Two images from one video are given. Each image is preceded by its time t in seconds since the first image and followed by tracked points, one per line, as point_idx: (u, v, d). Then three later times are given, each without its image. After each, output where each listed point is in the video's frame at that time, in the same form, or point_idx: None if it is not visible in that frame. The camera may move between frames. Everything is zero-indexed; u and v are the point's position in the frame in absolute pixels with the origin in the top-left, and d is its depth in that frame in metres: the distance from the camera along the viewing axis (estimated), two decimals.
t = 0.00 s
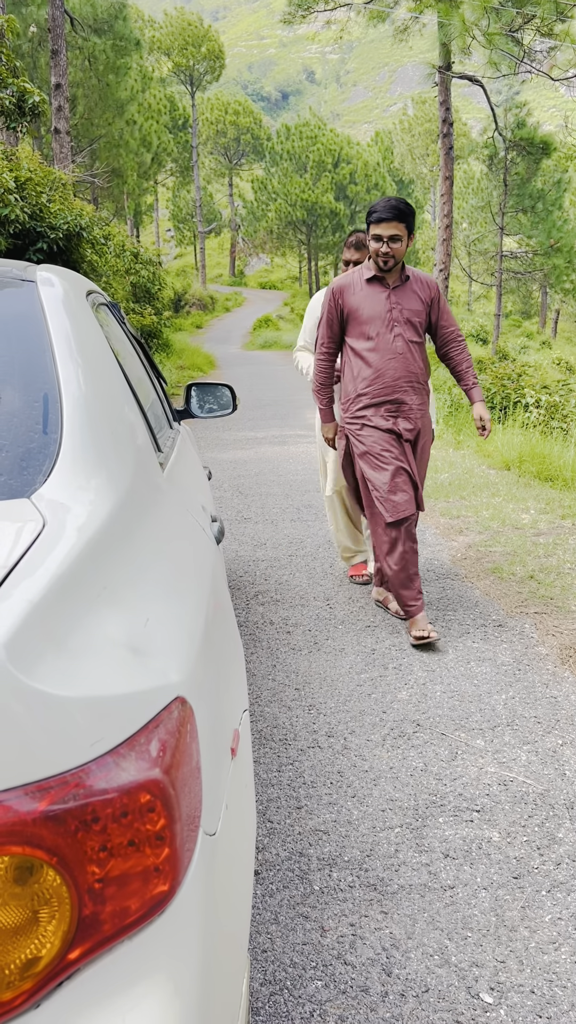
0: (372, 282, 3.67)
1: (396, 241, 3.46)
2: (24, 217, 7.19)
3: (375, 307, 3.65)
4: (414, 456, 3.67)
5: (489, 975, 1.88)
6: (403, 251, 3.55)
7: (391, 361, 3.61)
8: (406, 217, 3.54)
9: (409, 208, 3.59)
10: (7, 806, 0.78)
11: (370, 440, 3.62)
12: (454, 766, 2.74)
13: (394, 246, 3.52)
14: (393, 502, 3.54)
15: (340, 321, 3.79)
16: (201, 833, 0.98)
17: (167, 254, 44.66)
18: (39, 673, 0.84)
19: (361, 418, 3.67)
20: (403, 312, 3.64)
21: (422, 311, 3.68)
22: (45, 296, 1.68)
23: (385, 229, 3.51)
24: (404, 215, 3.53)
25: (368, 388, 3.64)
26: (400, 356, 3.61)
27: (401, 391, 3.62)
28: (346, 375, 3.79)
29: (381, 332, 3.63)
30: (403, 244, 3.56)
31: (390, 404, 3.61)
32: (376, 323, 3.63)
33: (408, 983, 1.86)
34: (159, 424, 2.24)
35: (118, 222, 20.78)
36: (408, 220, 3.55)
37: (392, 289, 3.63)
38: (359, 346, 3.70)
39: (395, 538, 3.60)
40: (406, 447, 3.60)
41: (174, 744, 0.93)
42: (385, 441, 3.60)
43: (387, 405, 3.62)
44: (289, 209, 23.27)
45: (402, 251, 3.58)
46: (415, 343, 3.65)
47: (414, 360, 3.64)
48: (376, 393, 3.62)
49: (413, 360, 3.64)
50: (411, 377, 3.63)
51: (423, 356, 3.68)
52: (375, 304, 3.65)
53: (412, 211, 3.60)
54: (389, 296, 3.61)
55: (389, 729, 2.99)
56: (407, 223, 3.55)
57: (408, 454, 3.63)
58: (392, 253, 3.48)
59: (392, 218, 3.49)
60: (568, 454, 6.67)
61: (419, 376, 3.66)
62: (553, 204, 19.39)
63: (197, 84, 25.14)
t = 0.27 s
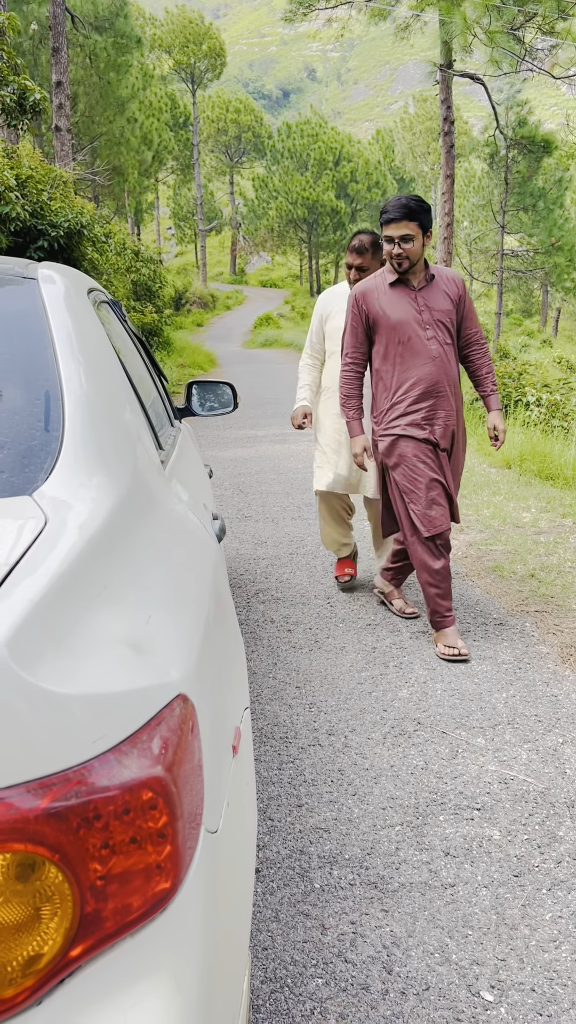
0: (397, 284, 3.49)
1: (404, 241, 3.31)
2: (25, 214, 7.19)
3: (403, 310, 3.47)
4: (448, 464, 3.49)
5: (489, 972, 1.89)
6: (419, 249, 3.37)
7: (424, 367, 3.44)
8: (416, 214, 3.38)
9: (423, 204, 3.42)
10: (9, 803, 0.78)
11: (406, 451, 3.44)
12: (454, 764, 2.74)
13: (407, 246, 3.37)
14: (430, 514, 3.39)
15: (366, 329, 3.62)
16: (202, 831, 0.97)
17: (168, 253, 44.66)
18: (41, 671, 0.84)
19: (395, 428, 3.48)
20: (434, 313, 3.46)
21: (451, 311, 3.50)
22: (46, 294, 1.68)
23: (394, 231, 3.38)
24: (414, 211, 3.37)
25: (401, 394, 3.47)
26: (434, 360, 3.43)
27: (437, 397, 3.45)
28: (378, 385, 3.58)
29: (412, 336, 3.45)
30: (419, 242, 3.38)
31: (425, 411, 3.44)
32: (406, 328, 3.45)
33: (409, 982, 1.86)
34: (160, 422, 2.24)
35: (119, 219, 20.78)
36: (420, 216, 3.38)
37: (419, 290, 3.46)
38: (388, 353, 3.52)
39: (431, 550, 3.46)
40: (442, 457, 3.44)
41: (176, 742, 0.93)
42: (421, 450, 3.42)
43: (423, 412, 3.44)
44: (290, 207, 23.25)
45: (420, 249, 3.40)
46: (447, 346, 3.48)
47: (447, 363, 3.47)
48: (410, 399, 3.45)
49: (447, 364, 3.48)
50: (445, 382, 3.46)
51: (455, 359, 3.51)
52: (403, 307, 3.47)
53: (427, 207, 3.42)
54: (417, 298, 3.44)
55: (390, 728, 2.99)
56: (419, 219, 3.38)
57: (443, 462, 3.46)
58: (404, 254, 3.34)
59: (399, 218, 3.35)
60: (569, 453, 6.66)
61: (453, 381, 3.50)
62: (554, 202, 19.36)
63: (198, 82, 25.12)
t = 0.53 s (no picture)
0: (419, 276, 3.34)
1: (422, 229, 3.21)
2: (25, 212, 7.18)
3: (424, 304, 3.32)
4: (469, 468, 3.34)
5: (490, 970, 1.89)
6: (438, 239, 3.25)
7: (444, 365, 3.30)
8: (436, 202, 3.27)
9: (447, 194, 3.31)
10: (13, 801, 0.79)
11: (421, 454, 3.34)
12: (455, 763, 2.74)
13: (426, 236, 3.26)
14: (434, 521, 3.35)
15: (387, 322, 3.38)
16: (206, 828, 0.98)
17: (169, 251, 44.69)
18: (46, 669, 0.84)
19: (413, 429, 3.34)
20: (457, 308, 3.32)
21: (475, 306, 3.37)
22: (49, 291, 1.68)
23: (412, 220, 3.29)
24: (434, 200, 3.26)
25: (418, 393, 3.33)
26: (456, 358, 3.30)
27: (456, 397, 3.32)
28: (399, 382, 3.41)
29: (434, 333, 3.31)
30: (439, 231, 3.26)
31: (444, 412, 3.31)
32: (429, 323, 3.31)
33: (410, 979, 1.86)
34: (161, 420, 2.24)
35: (119, 218, 20.75)
36: (440, 205, 3.27)
37: (443, 283, 3.31)
38: (409, 350, 3.36)
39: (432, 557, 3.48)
40: (458, 460, 3.29)
41: (180, 739, 0.93)
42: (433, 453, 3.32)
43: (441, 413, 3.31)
44: (291, 205, 23.23)
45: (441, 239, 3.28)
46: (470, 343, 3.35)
47: (470, 362, 3.34)
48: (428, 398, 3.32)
49: (469, 362, 3.34)
50: (466, 382, 3.33)
51: (478, 356, 3.37)
52: (425, 300, 3.31)
53: (451, 197, 3.30)
54: (440, 292, 3.29)
55: (391, 725, 2.99)
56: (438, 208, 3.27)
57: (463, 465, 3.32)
58: (421, 244, 3.24)
59: (417, 207, 3.26)
60: (570, 452, 6.66)
61: (476, 379, 3.36)
62: (555, 201, 19.33)
63: (199, 80, 25.08)
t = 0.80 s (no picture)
0: (443, 275, 3.21)
1: (446, 229, 3.08)
2: (26, 211, 7.18)
3: (445, 306, 3.19)
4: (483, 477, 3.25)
5: (491, 968, 1.89)
6: (462, 239, 3.11)
7: (458, 371, 3.20)
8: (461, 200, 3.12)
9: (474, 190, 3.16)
10: (16, 796, 0.79)
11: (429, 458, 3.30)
12: (456, 761, 2.74)
13: (452, 234, 3.12)
14: (438, 527, 3.32)
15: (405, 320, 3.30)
16: (208, 825, 0.98)
17: (170, 249, 44.71)
18: (50, 665, 0.84)
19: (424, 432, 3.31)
20: (478, 312, 3.17)
21: (501, 309, 3.20)
22: (51, 288, 1.68)
23: (436, 218, 3.16)
24: (458, 198, 3.11)
25: (429, 398, 3.27)
26: (470, 365, 3.18)
27: (469, 405, 3.22)
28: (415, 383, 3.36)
29: (450, 337, 3.20)
30: (465, 230, 3.12)
31: (454, 419, 3.23)
32: (446, 326, 3.20)
33: (411, 977, 1.86)
34: (163, 418, 2.24)
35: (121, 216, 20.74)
36: (465, 203, 3.12)
37: (466, 285, 3.16)
38: (425, 351, 3.27)
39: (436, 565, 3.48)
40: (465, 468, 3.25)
41: (182, 736, 0.93)
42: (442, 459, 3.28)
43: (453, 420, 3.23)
44: (292, 203, 23.22)
45: (467, 238, 3.13)
46: (489, 349, 3.20)
47: (487, 368, 3.20)
48: (439, 404, 3.25)
49: (487, 369, 3.21)
50: (481, 389, 3.21)
51: (499, 362, 3.22)
52: (446, 301, 3.19)
53: (478, 193, 3.15)
54: (461, 294, 3.16)
55: (392, 723, 2.99)
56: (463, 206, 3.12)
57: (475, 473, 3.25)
58: (445, 244, 3.11)
59: (441, 205, 3.12)
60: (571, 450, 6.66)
61: (494, 387, 3.22)
62: (556, 200, 19.28)
63: (200, 78, 25.06)
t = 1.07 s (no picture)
0: (479, 272, 3.07)
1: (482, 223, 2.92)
2: (28, 209, 7.18)
3: (479, 304, 3.04)
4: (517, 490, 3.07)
5: (491, 967, 1.89)
6: (499, 232, 2.94)
7: (493, 372, 3.03)
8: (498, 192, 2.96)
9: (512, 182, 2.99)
10: (16, 795, 0.79)
11: (456, 465, 3.16)
12: (457, 760, 2.74)
13: (489, 228, 2.96)
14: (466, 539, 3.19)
15: (438, 317, 3.19)
16: (208, 823, 0.98)
17: (172, 247, 44.72)
18: (51, 664, 0.84)
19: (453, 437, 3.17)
20: (517, 309, 2.99)
21: (543, 308, 3.00)
22: (52, 287, 1.68)
23: (472, 212, 3.00)
24: (494, 190, 2.95)
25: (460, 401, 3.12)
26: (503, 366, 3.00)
27: (503, 409, 3.04)
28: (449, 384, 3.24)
29: (485, 335, 3.03)
30: (502, 223, 2.96)
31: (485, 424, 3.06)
32: (480, 324, 3.03)
33: (411, 976, 1.86)
34: (164, 417, 2.24)
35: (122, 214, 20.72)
36: (502, 196, 2.95)
37: (503, 282, 3.00)
38: (459, 349, 3.12)
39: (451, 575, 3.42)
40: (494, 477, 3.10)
41: (182, 735, 0.93)
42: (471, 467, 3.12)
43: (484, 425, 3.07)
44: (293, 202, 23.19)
45: (504, 232, 2.97)
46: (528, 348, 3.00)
47: (525, 370, 3.00)
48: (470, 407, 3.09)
49: (522, 371, 3.01)
50: (517, 392, 3.02)
51: (539, 364, 3.02)
52: (481, 299, 3.03)
53: (516, 186, 2.99)
54: (496, 292, 3.00)
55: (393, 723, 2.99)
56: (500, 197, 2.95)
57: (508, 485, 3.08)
58: (482, 238, 2.95)
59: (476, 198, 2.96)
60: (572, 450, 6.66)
61: (529, 392, 3.02)
62: (557, 199, 19.15)
63: (201, 77, 25.01)
